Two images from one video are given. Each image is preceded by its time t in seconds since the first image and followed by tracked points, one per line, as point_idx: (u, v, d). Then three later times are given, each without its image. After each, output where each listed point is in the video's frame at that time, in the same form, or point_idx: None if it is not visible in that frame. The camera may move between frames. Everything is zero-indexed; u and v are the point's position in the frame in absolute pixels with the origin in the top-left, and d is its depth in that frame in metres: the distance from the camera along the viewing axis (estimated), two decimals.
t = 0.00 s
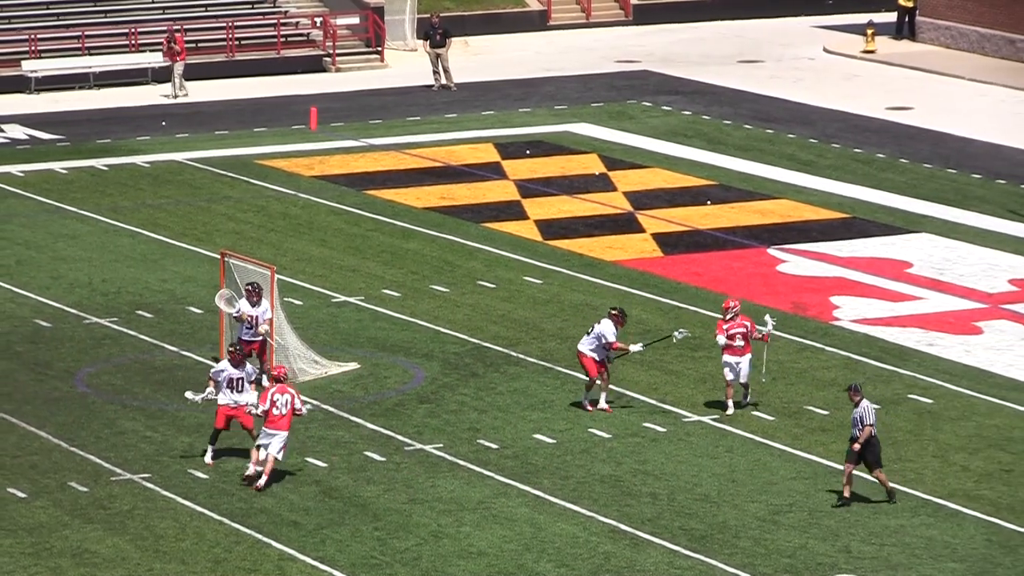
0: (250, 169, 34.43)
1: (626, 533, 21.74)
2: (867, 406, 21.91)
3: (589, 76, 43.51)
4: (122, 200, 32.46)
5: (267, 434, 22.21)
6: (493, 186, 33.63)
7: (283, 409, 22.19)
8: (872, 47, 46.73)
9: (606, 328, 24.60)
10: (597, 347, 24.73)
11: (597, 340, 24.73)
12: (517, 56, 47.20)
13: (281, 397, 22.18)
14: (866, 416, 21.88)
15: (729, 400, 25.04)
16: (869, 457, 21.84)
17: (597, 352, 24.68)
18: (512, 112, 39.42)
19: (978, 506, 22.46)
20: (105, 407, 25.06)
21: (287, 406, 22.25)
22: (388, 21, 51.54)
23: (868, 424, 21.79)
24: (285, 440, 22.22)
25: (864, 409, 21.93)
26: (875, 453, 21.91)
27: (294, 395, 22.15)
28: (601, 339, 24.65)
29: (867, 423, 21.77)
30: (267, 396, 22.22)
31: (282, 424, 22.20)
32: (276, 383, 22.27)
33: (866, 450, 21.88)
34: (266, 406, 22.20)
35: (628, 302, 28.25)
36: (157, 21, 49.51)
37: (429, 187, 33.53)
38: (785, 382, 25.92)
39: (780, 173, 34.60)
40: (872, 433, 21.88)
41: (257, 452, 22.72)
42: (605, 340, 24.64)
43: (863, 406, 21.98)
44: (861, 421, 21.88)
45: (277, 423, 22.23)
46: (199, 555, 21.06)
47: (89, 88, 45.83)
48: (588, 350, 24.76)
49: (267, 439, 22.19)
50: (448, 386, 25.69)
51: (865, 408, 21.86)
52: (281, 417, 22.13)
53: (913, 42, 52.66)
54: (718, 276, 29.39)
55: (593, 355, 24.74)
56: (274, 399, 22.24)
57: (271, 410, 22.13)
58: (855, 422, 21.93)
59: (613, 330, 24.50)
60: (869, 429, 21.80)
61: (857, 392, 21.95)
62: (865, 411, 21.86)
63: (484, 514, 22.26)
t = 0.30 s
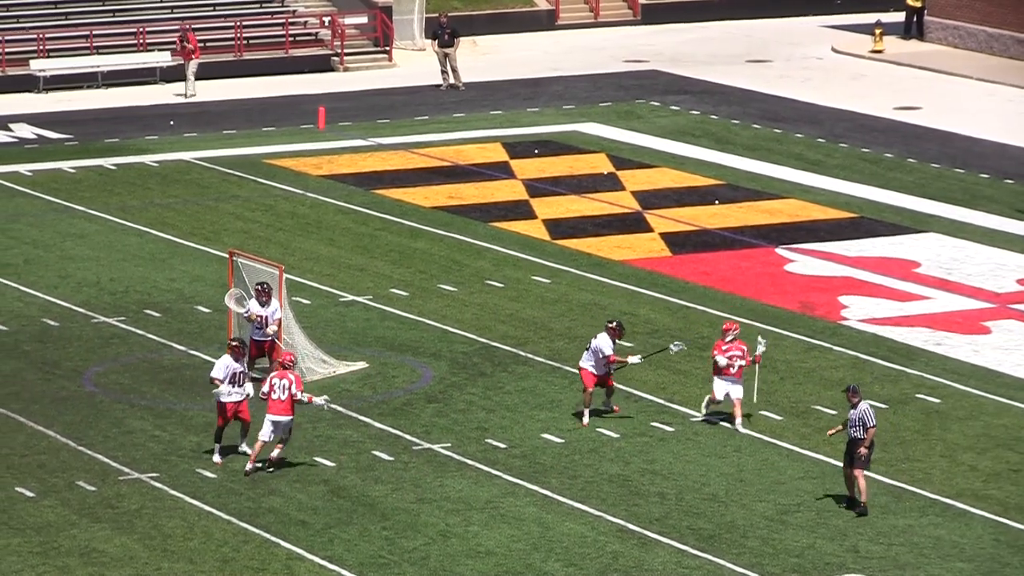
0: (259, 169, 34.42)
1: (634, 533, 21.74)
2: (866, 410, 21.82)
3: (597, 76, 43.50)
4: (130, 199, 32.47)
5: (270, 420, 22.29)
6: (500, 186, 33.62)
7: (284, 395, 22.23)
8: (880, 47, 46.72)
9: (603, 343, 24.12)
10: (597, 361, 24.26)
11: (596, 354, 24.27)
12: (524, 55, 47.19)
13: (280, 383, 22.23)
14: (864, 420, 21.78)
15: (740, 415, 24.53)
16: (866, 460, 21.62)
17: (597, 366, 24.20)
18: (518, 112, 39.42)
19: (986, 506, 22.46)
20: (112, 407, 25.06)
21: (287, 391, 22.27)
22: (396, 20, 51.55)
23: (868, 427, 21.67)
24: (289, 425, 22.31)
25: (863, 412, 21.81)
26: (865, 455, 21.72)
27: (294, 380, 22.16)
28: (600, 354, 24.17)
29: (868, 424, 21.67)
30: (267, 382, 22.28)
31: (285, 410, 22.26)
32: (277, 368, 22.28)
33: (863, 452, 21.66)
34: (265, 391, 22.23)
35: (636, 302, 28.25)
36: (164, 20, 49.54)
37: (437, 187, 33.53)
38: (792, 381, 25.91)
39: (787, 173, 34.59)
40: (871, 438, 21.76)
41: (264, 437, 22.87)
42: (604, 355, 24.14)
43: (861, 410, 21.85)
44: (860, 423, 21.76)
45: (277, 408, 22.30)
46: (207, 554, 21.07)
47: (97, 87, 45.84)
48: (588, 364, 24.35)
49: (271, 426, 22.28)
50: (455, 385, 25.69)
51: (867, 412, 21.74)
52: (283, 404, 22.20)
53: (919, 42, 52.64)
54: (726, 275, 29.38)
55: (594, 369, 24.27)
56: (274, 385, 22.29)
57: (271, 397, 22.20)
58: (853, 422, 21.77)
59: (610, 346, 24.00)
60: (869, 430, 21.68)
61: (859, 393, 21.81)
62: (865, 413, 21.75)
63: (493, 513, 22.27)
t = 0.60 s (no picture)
0: (263, 168, 34.38)
1: (637, 533, 21.73)
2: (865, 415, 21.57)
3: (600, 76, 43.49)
4: (133, 198, 32.45)
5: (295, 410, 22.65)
6: (504, 186, 33.60)
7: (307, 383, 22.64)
8: (884, 47, 46.72)
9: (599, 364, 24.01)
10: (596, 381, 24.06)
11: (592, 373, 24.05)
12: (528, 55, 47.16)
13: (303, 371, 22.65)
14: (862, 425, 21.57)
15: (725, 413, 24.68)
16: (861, 467, 21.50)
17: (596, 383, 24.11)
18: (522, 111, 39.39)
19: (989, 506, 22.45)
20: (116, 406, 25.06)
21: (310, 380, 22.68)
22: (399, 19, 51.55)
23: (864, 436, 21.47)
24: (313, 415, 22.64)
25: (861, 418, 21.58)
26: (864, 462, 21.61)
27: (317, 367, 22.58)
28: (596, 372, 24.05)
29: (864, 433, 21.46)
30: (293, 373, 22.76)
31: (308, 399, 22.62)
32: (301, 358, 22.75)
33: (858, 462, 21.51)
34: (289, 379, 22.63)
35: (639, 302, 28.25)
36: (168, 19, 49.51)
37: (441, 186, 33.53)
38: (795, 381, 25.91)
39: (791, 172, 34.58)
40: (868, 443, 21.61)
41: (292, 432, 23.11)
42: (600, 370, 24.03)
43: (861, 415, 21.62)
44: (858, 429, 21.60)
45: (301, 396, 22.67)
46: (211, 553, 21.06)
47: (101, 87, 45.80)
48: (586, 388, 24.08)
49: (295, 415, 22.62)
50: (459, 385, 25.69)
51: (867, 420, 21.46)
52: (307, 391, 22.59)
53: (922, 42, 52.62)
54: (729, 275, 29.38)
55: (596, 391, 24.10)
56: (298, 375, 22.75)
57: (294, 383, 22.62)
58: (851, 428, 21.62)
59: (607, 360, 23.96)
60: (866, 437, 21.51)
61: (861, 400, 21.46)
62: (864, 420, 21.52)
63: (496, 513, 22.26)
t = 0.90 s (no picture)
0: (267, 168, 34.38)
1: (642, 533, 21.73)
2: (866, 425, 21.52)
3: (604, 75, 43.48)
4: (137, 198, 32.47)
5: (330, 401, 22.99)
6: (508, 186, 33.60)
7: (337, 373, 22.98)
8: (888, 46, 46.71)
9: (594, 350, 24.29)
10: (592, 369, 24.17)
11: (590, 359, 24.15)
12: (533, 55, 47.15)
13: (332, 362, 22.99)
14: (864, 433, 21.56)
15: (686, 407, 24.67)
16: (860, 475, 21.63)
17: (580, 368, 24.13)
18: (527, 111, 39.37)
19: (994, 506, 22.44)
20: (120, 406, 25.06)
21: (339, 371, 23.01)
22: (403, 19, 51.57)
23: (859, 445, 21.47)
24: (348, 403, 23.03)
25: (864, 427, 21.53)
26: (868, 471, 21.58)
27: (345, 357, 22.93)
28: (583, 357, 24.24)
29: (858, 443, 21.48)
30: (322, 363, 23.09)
31: (341, 388, 22.99)
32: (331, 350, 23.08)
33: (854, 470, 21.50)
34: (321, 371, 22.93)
35: (643, 301, 28.25)
36: (172, 19, 49.54)
37: (445, 186, 33.53)
38: (799, 381, 25.90)
39: (795, 172, 34.57)
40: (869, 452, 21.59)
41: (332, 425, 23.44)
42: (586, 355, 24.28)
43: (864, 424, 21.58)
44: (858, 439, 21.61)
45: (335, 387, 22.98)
46: (216, 553, 21.07)
47: (105, 86, 45.83)
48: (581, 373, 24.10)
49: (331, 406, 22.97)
50: (463, 385, 25.70)
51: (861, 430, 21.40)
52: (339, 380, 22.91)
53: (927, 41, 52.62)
54: (734, 275, 29.37)
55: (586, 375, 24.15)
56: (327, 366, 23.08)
57: (326, 375, 22.94)
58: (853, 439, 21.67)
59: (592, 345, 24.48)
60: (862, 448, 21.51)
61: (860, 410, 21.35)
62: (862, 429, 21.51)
63: (500, 513, 22.26)
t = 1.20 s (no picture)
0: (280, 168, 34.40)
1: (655, 533, 21.73)
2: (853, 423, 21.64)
3: (618, 76, 43.47)
4: (150, 198, 32.51)
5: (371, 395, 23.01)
6: (521, 186, 33.60)
7: (377, 369, 22.87)
8: (902, 47, 46.68)
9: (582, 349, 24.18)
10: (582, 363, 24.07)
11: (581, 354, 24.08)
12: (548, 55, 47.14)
13: (372, 359, 22.82)
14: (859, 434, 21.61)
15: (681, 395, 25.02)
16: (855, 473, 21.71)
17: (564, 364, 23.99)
18: (541, 111, 39.36)
19: (1008, 507, 22.42)
20: (133, 406, 25.08)
21: (378, 367, 22.90)
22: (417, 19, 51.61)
23: (847, 442, 21.70)
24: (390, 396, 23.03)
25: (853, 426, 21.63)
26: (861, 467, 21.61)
27: (385, 354, 22.79)
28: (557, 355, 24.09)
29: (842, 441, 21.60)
30: (360, 359, 22.91)
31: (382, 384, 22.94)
32: (369, 344, 22.91)
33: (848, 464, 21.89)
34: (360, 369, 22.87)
35: (657, 301, 28.26)
36: (186, 19, 49.59)
37: (459, 186, 33.54)
38: (813, 381, 25.89)
39: (809, 172, 34.56)
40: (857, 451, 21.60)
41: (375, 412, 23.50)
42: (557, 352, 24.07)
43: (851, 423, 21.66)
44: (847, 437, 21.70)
45: (376, 383, 22.94)
46: (229, 552, 21.08)
47: (118, 86, 45.88)
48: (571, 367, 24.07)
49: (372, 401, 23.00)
50: (476, 385, 25.73)
51: (843, 427, 21.66)
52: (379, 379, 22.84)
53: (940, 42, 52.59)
54: (747, 275, 29.37)
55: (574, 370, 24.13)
56: (366, 362, 22.90)
57: (367, 373, 22.79)
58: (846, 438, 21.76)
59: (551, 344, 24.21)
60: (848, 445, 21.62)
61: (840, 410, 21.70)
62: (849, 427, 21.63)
63: (513, 513, 22.27)
